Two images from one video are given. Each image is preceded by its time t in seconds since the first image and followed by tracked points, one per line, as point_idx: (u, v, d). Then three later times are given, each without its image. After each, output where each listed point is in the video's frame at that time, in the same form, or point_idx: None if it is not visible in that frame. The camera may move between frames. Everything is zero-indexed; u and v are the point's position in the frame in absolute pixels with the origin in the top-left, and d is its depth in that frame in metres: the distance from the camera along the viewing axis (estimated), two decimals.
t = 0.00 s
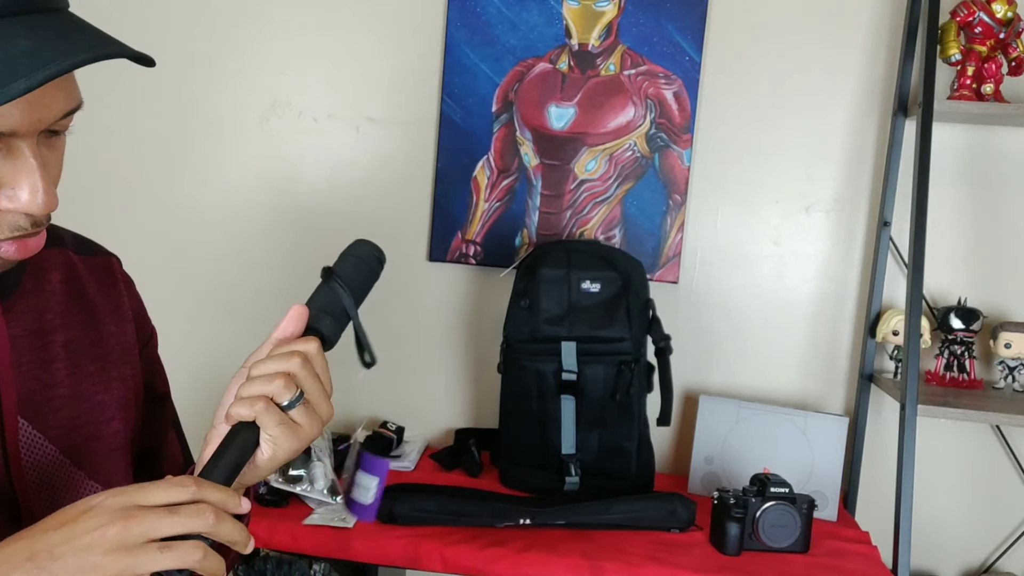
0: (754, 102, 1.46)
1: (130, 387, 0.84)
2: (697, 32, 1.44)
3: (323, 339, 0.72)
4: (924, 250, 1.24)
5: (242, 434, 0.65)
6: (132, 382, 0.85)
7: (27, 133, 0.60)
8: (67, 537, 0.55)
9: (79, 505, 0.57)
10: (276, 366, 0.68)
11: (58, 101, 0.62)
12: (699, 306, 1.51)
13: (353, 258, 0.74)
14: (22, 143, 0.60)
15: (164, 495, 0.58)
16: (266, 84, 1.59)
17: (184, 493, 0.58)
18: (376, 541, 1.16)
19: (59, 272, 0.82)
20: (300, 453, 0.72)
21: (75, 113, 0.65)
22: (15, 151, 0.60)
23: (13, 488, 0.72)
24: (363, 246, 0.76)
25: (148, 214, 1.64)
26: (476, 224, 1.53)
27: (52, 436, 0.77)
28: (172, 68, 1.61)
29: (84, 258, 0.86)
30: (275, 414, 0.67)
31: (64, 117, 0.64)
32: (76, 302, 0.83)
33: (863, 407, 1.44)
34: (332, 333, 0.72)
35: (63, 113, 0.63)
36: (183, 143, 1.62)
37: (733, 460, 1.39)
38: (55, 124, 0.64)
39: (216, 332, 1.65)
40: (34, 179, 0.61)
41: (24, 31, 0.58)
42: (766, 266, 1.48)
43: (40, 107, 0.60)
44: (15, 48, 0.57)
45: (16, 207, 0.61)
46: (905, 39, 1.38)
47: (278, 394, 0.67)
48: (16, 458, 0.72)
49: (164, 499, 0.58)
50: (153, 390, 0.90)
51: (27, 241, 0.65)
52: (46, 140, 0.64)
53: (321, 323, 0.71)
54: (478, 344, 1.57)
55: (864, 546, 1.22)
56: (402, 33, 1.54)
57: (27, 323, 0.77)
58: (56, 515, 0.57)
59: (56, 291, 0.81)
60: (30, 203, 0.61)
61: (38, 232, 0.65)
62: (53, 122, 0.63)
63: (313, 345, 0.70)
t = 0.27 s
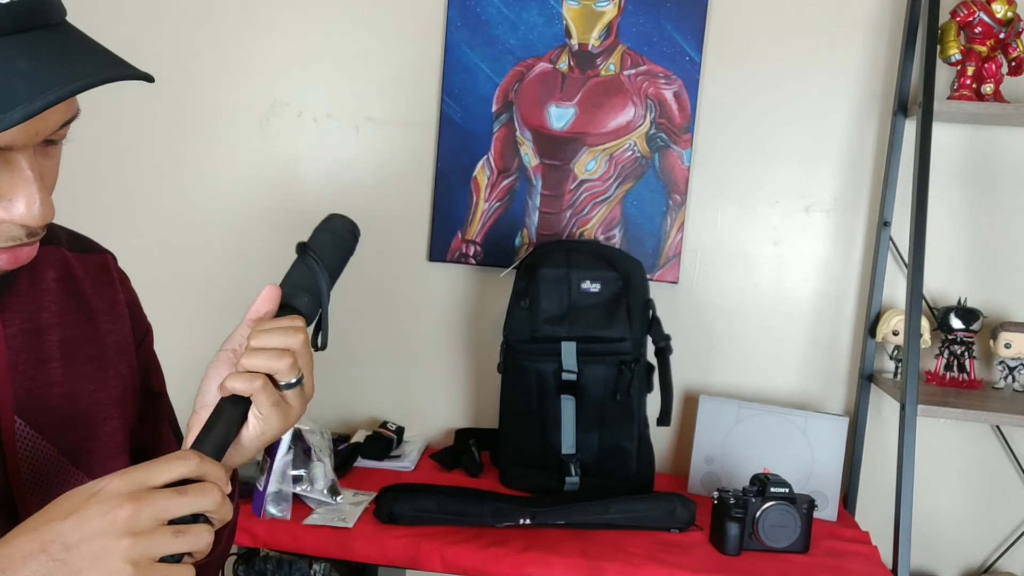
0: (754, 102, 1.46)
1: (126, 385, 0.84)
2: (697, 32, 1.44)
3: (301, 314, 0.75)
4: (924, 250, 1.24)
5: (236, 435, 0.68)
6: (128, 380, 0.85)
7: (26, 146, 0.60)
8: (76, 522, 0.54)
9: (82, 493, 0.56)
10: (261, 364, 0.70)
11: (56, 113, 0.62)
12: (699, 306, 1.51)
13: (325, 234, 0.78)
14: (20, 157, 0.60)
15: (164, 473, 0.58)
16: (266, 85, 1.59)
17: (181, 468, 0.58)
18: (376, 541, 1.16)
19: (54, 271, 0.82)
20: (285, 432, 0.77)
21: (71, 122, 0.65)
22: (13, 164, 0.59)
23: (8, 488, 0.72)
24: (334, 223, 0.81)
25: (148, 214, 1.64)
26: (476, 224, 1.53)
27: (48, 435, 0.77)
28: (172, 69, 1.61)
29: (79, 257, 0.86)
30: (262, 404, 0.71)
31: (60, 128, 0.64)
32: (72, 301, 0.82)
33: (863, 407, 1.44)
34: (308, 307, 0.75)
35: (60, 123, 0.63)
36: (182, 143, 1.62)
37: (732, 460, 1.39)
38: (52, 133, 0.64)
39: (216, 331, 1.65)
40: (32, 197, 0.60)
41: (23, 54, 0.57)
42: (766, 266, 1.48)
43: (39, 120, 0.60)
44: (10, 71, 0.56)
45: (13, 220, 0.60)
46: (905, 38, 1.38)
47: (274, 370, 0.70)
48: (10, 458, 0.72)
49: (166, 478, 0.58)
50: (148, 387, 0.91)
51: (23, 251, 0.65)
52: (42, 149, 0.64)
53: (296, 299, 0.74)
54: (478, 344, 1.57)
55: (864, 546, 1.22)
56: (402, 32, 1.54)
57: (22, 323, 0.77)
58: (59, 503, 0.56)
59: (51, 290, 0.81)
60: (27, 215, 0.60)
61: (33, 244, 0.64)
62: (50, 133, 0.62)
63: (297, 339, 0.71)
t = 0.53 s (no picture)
0: (753, 102, 1.46)
1: (125, 385, 0.85)
2: (697, 32, 1.44)
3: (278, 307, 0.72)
4: (924, 250, 1.24)
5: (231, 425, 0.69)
6: (126, 380, 0.85)
7: (29, 145, 0.60)
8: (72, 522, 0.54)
9: (75, 492, 0.56)
10: (280, 366, 0.69)
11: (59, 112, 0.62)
12: (699, 306, 1.51)
13: (305, 222, 0.74)
14: (24, 155, 0.60)
15: (153, 463, 0.58)
16: (266, 84, 1.59)
17: (170, 456, 0.58)
18: (376, 541, 1.16)
19: (53, 271, 0.82)
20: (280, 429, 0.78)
21: (74, 118, 0.65)
22: (16, 164, 0.59)
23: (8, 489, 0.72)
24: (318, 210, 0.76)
25: (148, 214, 1.64)
26: (476, 224, 1.53)
27: (48, 435, 0.77)
28: (172, 69, 1.61)
29: (78, 257, 0.86)
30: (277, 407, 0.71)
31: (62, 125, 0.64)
32: (71, 301, 0.82)
33: (863, 407, 1.44)
34: (280, 299, 0.72)
35: (62, 120, 0.63)
36: (182, 143, 1.62)
37: (732, 460, 1.39)
38: (56, 131, 0.64)
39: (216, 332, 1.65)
40: (36, 197, 0.60)
41: (26, 56, 0.57)
42: (766, 266, 1.48)
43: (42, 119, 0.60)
44: (14, 72, 0.56)
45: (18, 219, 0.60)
46: (905, 39, 1.38)
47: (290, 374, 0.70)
48: (9, 460, 0.72)
49: (157, 467, 0.58)
50: (146, 387, 0.90)
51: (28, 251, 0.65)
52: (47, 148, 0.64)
53: (269, 290, 0.72)
54: (478, 344, 1.57)
55: (864, 546, 1.22)
56: (402, 32, 1.54)
57: (21, 323, 0.77)
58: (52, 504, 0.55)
59: (51, 290, 0.81)
60: (32, 214, 0.60)
61: (37, 242, 0.64)
62: (53, 131, 0.62)
63: (310, 342, 0.70)
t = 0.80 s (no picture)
0: (753, 102, 1.46)
1: (127, 386, 0.85)
2: (697, 32, 1.44)
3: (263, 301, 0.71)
4: (924, 250, 1.24)
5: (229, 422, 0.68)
6: (128, 381, 0.85)
7: (40, 127, 0.60)
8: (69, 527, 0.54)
9: (72, 497, 0.56)
10: (273, 376, 0.70)
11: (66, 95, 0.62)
12: (699, 306, 1.51)
13: (288, 213, 0.74)
14: (34, 138, 0.60)
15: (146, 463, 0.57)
16: (266, 84, 1.59)
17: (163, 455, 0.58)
18: (376, 541, 1.16)
19: (56, 272, 0.82)
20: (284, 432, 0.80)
21: (82, 104, 0.65)
22: (27, 146, 0.59)
23: (9, 491, 0.72)
24: (298, 201, 0.75)
25: (148, 214, 1.64)
26: (476, 224, 1.53)
27: (49, 436, 0.77)
28: (172, 69, 1.61)
29: (81, 258, 0.86)
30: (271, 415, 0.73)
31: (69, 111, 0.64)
32: (73, 301, 0.82)
33: (863, 407, 1.44)
34: (263, 290, 0.70)
35: (70, 104, 0.63)
36: (182, 143, 1.62)
37: (732, 460, 1.39)
38: (64, 116, 0.64)
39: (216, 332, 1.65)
40: (49, 176, 0.60)
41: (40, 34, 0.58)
42: (766, 266, 1.48)
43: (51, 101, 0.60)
44: (31, 49, 0.56)
45: (32, 203, 0.60)
46: (905, 39, 1.38)
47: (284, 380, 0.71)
48: (11, 461, 0.73)
49: (150, 467, 0.58)
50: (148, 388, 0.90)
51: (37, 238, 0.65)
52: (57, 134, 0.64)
53: (251, 282, 0.70)
54: (478, 344, 1.57)
55: (864, 546, 1.22)
56: (402, 32, 1.54)
57: (24, 325, 0.77)
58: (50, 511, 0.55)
59: (53, 291, 0.81)
60: (45, 198, 0.60)
61: (49, 225, 0.64)
62: (62, 115, 0.62)
63: (298, 344, 0.71)
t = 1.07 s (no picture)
0: (753, 102, 1.46)
1: (132, 390, 0.86)
2: (697, 32, 1.44)
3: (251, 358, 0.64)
4: (924, 251, 1.24)
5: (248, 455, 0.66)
6: (133, 386, 0.86)
7: (68, 80, 0.62)
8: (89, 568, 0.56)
9: (95, 540, 0.58)
10: (253, 438, 0.64)
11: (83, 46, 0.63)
12: (699, 306, 1.51)
13: (273, 233, 0.65)
14: (63, 93, 0.62)
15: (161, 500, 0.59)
16: (266, 84, 1.59)
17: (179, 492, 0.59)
18: (376, 541, 1.16)
19: (64, 274, 0.82)
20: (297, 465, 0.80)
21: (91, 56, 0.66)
22: (59, 101, 0.61)
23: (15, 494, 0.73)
24: (289, 220, 0.66)
25: (148, 214, 1.64)
26: (476, 224, 1.53)
27: (55, 439, 0.78)
28: (173, 69, 1.61)
29: (90, 261, 0.86)
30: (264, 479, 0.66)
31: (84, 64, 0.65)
32: (81, 304, 0.83)
33: (863, 408, 1.44)
34: (262, 319, 0.63)
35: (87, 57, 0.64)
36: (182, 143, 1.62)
37: (732, 460, 1.39)
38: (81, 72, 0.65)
39: (216, 332, 1.65)
40: (83, 122, 0.63)
41: None
42: (766, 266, 1.48)
43: (75, 52, 0.61)
44: None
45: (72, 159, 0.63)
46: (905, 39, 1.38)
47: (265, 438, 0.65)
48: (18, 465, 0.73)
49: (169, 509, 0.59)
50: (151, 394, 0.91)
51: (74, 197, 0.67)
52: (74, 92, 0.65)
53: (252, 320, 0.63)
54: (478, 344, 1.57)
55: (864, 546, 1.22)
56: (402, 32, 1.54)
57: (32, 327, 0.77)
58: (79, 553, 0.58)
59: (60, 294, 0.81)
60: (81, 152, 0.63)
61: (86, 181, 0.67)
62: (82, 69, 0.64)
63: (275, 400, 0.65)
